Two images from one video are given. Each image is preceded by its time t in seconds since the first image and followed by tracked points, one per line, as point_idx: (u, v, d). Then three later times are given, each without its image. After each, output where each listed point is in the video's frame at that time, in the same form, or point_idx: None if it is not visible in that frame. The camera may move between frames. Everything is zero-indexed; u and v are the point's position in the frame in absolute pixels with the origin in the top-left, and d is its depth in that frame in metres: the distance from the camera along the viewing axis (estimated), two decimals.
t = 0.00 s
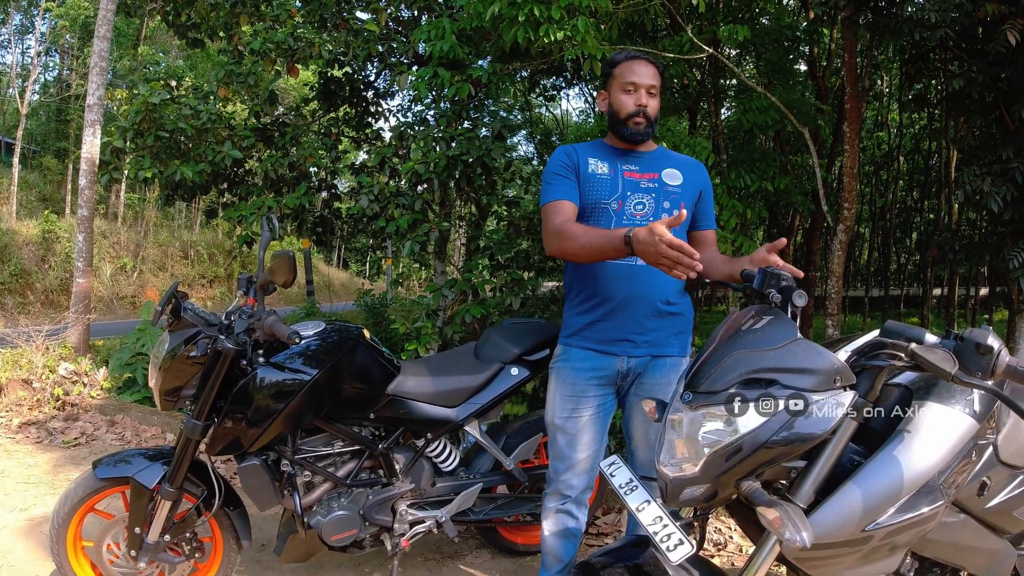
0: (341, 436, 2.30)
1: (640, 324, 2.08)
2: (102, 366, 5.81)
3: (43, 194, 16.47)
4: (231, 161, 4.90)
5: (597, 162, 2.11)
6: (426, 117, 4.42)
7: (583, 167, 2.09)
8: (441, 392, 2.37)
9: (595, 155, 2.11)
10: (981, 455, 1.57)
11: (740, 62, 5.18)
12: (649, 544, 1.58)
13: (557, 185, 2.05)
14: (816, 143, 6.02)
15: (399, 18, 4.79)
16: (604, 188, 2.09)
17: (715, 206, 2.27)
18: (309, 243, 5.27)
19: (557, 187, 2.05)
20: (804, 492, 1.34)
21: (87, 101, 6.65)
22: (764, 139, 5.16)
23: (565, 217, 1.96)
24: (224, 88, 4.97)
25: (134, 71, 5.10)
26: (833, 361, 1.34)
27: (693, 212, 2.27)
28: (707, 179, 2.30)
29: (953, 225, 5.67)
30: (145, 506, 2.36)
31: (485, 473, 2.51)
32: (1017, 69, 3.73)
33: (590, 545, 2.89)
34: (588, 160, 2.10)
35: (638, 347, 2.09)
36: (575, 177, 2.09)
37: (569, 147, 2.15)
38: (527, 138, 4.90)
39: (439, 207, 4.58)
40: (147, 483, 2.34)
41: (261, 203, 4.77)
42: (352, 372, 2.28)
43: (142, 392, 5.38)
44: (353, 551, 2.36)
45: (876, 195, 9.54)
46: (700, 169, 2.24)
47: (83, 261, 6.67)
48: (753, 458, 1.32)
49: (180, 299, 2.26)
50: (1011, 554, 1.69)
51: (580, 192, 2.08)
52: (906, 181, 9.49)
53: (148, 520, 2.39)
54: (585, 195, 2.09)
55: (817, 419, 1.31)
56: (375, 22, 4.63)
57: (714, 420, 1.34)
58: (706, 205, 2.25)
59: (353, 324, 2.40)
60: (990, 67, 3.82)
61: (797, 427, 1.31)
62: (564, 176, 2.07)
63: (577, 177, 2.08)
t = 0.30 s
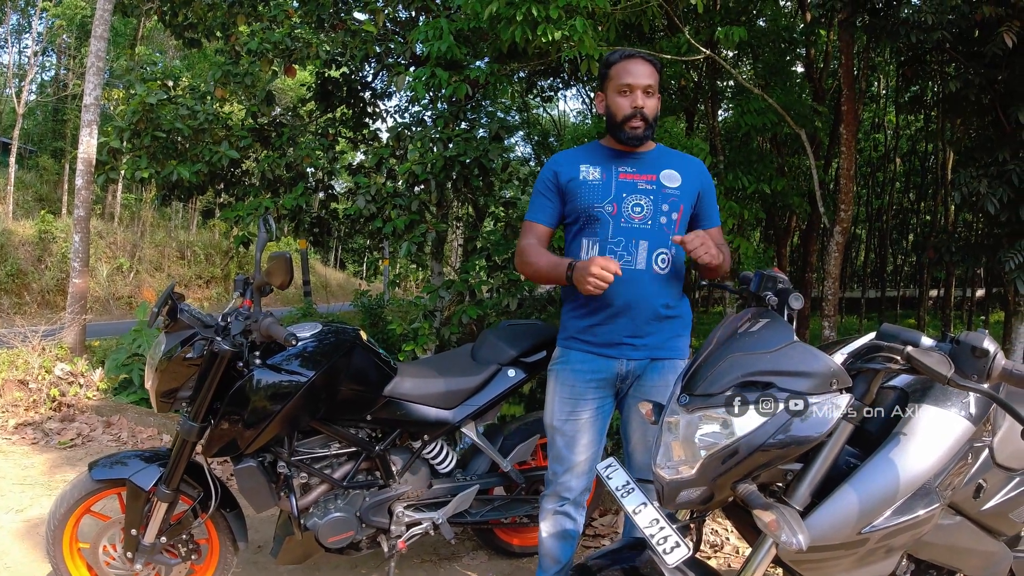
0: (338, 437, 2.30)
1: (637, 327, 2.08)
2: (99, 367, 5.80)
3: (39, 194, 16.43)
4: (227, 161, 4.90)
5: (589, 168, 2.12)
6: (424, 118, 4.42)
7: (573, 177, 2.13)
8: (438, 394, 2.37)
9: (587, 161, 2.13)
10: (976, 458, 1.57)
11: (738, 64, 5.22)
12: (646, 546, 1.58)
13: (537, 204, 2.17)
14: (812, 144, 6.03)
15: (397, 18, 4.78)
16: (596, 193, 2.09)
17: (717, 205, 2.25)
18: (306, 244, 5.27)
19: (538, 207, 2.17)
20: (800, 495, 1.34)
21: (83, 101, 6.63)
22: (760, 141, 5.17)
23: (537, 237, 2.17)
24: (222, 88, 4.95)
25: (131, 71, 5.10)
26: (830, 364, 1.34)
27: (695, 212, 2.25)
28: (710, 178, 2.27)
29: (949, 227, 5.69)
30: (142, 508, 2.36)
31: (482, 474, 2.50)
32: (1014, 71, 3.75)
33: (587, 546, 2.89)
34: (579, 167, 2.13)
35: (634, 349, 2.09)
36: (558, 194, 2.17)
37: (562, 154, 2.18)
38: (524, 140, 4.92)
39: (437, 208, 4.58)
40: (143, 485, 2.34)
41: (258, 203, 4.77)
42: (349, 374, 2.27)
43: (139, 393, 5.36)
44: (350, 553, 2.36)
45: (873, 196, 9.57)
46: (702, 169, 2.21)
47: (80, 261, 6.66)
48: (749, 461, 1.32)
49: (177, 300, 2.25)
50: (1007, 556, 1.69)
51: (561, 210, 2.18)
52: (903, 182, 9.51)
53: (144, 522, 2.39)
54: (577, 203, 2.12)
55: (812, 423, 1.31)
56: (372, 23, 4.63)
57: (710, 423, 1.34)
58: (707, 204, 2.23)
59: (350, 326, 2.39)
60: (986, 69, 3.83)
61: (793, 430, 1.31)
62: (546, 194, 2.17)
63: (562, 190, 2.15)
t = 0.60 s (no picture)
0: (336, 440, 2.29)
1: (632, 329, 2.08)
2: (98, 369, 5.80)
3: (38, 196, 16.42)
4: (226, 162, 4.90)
5: (587, 174, 2.18)
6: (423, 119, 4.42)
7: (572, 183, 2.21)
8: (436, 396, 2.37)
9: (586, 167, 2.19)
10: (974, 460, 1.58)
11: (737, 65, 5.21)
12: (645, 549, 1.58)
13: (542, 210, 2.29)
14: (812, 145, 6.03)
15: (395, 19, 4.79)
16: (591, 198, 2.14)
17: (724, 207, 2.17)
18: (305, 245, 5.27)
19: (545, 213, 2.30)
20: (798, 497, 1.34)
21: (82, 102, 6.63)
22: (759, 142, 5.17)
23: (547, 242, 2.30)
24: (220, 89, 4.96)
25: (131, 72, 5.11)
26: (828, 367, 1.34)
27: (698, 214, 2.18)
28: (718, 177, 2.19)
29: (948, 227, 5.69)
30: (140, 510, 2.35)
31: (481, 476, 2.50)
32: (1012, 72, 3.76)
33: (586, 548, 2.88)
34: (578, 173, 2.20)
35: (630, 352, 2.09)
36: (561, 200, 2.27)
37: (566, 162, 2.27)
38: (523, 140, 4.77)
39: (436, 209, 4.58)
40: (142, 486, 2.34)
41: (257, 204, 4.76)
42: (347, 376, 2.27)
43: (138, 394, 5.36)
44: (348, 555, 2.35)
45: (872, 197, 9.57)
46: (705, 169, 2.15)
47: (79, 263, 6.66)
48: (747, 464, 1.32)
49: (175, 302, 2.24)
50: (1006, 559, 1.69)
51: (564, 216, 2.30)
52: (902, 182, 9.53)
53: (142, 524, 2.38)
54: (574, 208, 2.19)
55: (810, 425, 1.32)
56: (371, 24, 4.63)
57: (709, 426, 1.34)
58: (712, 204, 2.16)
59: (348, 328, 2.39)
60: (985, 70, 3.83)
61: (792, 432, 1.31)
62: (550, 201, 2.28)
63: (563, 196, 2.24)
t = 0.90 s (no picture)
0: (334, 441, 2.29)
1: (626, 328, 2.09)
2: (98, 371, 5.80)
3: (38, 197, 16.42)
4: (226, 163, 4.90)
5: (589, 176, 2.24)
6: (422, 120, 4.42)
7: (577, 184, 2.28)
8: (433, 396, 2.36)
9: (589, 169, 2.25)
10: (974, 461, 1.57)
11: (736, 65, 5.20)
12: (643, 551, 1.57)
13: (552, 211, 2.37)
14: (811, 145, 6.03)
15: (395, 20, 4.79)
16: (590, 199, 2.20)
17: (729, 206, 2.10)
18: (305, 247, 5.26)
19: (554, 214, 2.38)
20: (796, 500, 1.33)
21: (82, 104, 6.63)
22: (759, 142, 5.17)
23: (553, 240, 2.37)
24: (220, 91, 4.97)
25: (130, 73, 5.11)
26: (826, 369, 1.33)
27: (700, 215, 2.12)
28: (723, 176, 2.13)
29: (949, 227, 5.68)
30: (138, 512, 2.35)
31: (479, 478, 2.49)
32: (1012, 71, 3.74)
33: (585, 550, 2.87)
34: (582, 176, 2.26)
35: (623, 352, 2.10)
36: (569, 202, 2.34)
37: (576, 166, 2.34)
38: (522, 141, 4.74)
39: (435, 210, 4.58)
40: (139, 489, 2.33)
41: (256, 205, 4.76)
42: (345, 378, 2.27)
43: (137, 396, 5.36)
44: (347, 556, 2.34)
45: (872, 197, 9.57)
46: (707, 168, 2.10)
47: (78, 264, 6.65)
48: (745, 467, 1.31)
49: (173, 304, 2.25)
50: (1005, 560, 1.68)
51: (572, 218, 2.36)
52: (902, 183, 9.53)
53: (141, 526, 2.38)
54: (577, 208, 2.25)
55: (808, 427, 1.31)
56: (371, 25, 4.63)
57: (706, 428, 1.33)
58: (715, 204, 2.10)
59: (347, 329, 2.38)
60: (985, 69, 3.82)
61: (790, 434, 1.31)
62: (559, 202, 2.36)
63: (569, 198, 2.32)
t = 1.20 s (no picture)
0: (332, 443, 2.28)
1: (627, 329, 2.11)
2: (96, 372, 5.79)
3: (37, 199, 16.40)
4: (225, 164, 4.90)
5: (584, 178, 2.24)
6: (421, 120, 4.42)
7: (571, 188, 2.27)
8: (431, 398, 2.35)
9: (584, 172, 2.25)
10: (974, 462, 1.57)
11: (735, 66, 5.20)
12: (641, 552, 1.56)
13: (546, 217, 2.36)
14: (811, 145, 6.03)
15: (393, 21, 4.78)
16: (586, 201, 2.19)
17: (721, 203, 2.11)
18: (304, 248, 5.25)
19: (549, 220, 2.37)
20: (794, 501, 1.32)
21: (81, 105, 6.62)
22: (758, 142, 5.17)
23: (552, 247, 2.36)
24: (219, 92, 4.97)
25: (129, 75, 5.11)
26: (823, 369, 1.33)
27: (694, 214, 2.13)
28: (714, 175, 2.14)
29: (948, 227, 5.68)
30: (135, 514, 2.34)
31: (478, 479, 2.48)
32: (1011, 71, 3.74)
33: (584, 551, 2.85)
34: (576, 179, 2.26)
35: (627, 352, 2.11)
36: (563, 207, 2.33)
37: (568, 171, 2.33)
38: (522, 141, 4.80)
39: (434, 211, 4.58)
40: (136, 490, 2.32)
41: (255, 206, 4.76)
42: (343, 379, 2.26)
43: (136, 397, 5.35)
44: (345, 558, 2.33)
45: (871, 198, 9.57)
46: (699, 168, 2.12)
47: (77, 266, 6.65)
48: (741, 468, 1.31)
49: (170, 306, 2.25)
50: (1005, 561, 1.68)
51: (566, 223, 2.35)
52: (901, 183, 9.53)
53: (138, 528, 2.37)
54: (572, 211, 2.24)
55: (806, 428, 1.30)
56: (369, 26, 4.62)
57: (703, 429, 1.32)
58: (709, 202, 2.10)
59: (344, 330, 2.38)
60: (984, 69, 3.82)
61: (788, 435, 1.30)
62: (553, 208, 2.35)
63: (563, 203, 2.31)
